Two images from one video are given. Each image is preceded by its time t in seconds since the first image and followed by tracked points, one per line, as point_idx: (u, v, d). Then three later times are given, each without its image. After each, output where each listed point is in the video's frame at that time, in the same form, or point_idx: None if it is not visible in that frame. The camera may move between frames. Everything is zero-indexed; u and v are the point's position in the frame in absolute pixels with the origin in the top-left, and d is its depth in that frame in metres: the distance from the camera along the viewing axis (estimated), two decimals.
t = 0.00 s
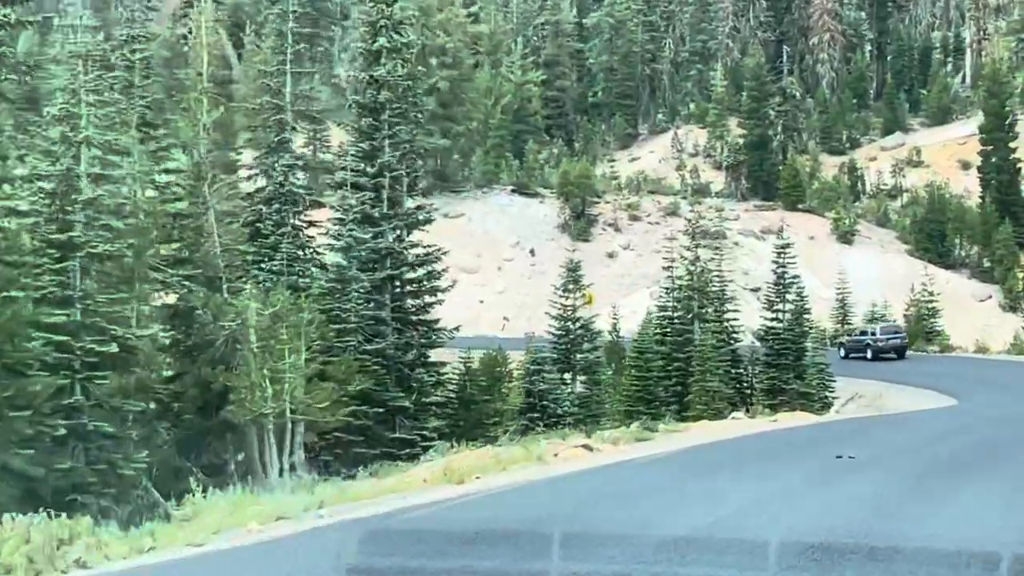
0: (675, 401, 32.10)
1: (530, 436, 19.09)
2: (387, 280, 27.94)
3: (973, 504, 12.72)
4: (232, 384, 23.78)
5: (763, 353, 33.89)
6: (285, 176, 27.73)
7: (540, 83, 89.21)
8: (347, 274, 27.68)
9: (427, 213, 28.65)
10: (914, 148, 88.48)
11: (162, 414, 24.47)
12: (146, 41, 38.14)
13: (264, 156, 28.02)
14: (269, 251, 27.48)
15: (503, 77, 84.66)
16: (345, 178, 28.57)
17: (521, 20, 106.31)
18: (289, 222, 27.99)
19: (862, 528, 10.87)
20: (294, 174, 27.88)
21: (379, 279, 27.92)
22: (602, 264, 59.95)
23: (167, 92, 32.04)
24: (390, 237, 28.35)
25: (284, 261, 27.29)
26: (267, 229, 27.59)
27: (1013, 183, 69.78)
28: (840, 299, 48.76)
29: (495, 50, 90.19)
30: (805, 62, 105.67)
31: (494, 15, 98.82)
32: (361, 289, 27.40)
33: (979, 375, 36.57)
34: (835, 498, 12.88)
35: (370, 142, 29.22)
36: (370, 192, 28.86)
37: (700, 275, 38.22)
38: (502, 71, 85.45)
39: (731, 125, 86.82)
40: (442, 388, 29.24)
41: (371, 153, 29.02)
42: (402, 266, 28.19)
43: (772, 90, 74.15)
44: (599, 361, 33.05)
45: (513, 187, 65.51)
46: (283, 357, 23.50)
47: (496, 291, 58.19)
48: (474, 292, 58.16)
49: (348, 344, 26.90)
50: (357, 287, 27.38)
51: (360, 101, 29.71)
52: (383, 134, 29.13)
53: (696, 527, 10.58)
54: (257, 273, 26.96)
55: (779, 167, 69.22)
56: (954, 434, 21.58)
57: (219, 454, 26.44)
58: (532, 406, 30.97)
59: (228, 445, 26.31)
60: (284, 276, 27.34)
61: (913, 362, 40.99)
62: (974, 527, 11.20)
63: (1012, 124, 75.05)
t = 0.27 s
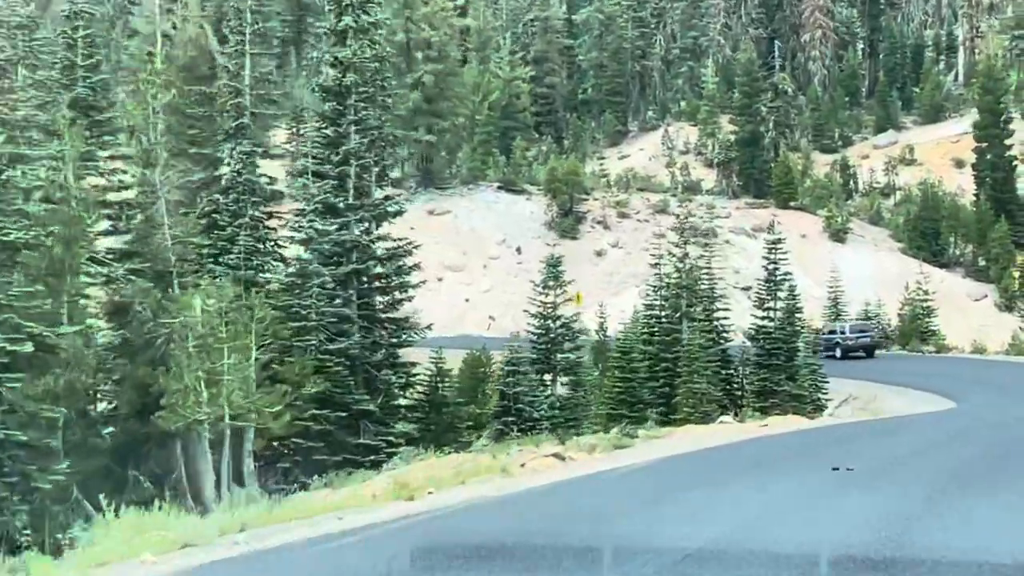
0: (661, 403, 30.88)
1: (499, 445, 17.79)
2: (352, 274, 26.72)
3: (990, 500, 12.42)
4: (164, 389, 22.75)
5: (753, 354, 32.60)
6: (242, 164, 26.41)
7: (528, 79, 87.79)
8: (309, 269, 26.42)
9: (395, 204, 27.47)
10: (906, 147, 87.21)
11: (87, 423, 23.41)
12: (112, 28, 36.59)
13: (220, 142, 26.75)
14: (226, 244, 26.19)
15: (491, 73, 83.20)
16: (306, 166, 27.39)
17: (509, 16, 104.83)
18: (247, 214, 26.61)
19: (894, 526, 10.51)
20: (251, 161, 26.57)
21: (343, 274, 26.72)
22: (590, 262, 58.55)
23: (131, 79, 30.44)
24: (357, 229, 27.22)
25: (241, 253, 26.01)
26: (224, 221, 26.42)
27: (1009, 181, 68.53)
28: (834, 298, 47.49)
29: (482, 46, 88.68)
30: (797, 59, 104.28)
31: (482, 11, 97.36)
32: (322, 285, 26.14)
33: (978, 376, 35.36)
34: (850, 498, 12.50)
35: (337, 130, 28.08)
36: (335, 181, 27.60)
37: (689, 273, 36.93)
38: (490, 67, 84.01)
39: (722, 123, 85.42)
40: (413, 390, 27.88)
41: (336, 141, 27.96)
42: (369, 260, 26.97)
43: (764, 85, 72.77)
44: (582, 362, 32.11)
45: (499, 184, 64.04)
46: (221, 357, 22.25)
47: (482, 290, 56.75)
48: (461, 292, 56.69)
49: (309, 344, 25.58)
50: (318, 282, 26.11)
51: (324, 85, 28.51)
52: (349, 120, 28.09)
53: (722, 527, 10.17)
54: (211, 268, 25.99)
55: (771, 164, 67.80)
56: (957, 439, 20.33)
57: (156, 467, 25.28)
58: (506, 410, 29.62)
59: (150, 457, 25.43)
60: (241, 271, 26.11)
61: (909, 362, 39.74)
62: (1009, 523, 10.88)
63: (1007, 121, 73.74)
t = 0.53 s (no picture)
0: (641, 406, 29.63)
1: (456, 453, 16.49)
2: (305, 268, 25.75)
3: (997, 497, 12.62)
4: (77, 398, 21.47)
5: (734, 355, 31.32)
6: (187, 151, 25.22)
7: (511, 76, 86.51)
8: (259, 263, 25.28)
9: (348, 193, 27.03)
10: (893, 146, 86.02)
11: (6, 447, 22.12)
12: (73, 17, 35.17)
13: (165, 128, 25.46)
14: (169, 236, 24.93)
15: (472, 69, 81.92)
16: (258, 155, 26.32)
17: (493, 13, 103.47)
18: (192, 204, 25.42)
19: (914, 526, 10.69)
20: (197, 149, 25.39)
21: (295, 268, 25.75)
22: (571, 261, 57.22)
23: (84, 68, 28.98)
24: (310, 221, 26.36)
25: (185, 247, 24.78)
26: (165, 213, 25.14)
27: (998, 180, 67.38)
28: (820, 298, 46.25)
29: (464, 42, 87.39)
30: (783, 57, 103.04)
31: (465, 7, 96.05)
32: (273, 280, 24.92)
33: (970, 377, 34.16)
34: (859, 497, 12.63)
35: (290, 113, 27.80)
36: (283, 166, 27.46)
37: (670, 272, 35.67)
38: (472, 64, 82.72)
39: (707, 121, 84.19)
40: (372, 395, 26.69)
41: (287, 128, 27.71)
42: (323, 254, 26.21)
43: (750, 82, 71.47)
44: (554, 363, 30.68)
45: (479, 181, 62.67)
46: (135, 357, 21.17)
47: (461, 291, 55.37)
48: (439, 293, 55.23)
49: (257, 344, 24.31)
50: (268, 276, 24.88)
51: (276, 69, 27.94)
52: (302, 102, 27.62)
53: (745, 529, 10.29)
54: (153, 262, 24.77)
55: (757, 162, 66.52)
56: (951, 447, 19.09)
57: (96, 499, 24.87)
58: (469, 414, 28.31)
59: (95, 453, 25.22)
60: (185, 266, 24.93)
61: (897, 363, 38.54)
62: (1013, 531, 10.52)
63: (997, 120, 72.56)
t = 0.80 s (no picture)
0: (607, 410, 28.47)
1: (398, 461, 15.17)
2: (241, 261, 24.54)
3: (995, 512, 11.63)
4: None
5: (708, 357, 30.06)
6: (113, 134, 23.94)
7: (485, 73, 85.03)
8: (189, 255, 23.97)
9: (289, 180, 25.37)
10: (874, 145, 84.85)
11: None
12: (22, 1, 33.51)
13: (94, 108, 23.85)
14: (92, 225, 23.51)
15: (446, 65, 80.37)
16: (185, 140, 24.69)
17: (468, 8, 101.91)
18: (119, 192, 24.03)
19: (920, 534, 10.33)
20: (122, 130, 24.03)
21: (231, 260, 24.47)
22: (546, 259, 55.87)
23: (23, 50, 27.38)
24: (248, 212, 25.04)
25: (110, 235, 23.35)
26: (90, 199, 23.70)
27: (980, 179, 66.27)
28: (799, 298, 45.01)
29: (437, 38, 85.88)
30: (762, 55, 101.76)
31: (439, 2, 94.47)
32: (205, 272, 23.67)
33: (955, 378, 32.93)
34: (874, 497, 12.71)
35: (227, 94, 25.65)
36: (219, 154, 25.35)
37: (643, 271, 34.41)
38: (446, 59, 81.18)
39: (685, 119, 82.83)
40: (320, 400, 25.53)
41: (226, 108, 25.58)
42: (262, 246, 24.99)
43: (729, 78, 70.22)
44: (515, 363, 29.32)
45: (452, 178, 61.28)
46: None
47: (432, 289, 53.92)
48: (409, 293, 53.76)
49: (185, 342, 22.97)
50: (200, 267, 23.57)
51: (210, 45, 25.76)
52: (241, 83, 25.41)
53: (769, 528, 10.41)
54: (76, 249, 23.14)
55: (735, 160, 65.18)
56: (936, 456, 17.86)
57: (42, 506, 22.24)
58: (419, 418, 27.03)
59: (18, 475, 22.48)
60: (110, 256, 23.48)
61: (878, 364, 37.30)
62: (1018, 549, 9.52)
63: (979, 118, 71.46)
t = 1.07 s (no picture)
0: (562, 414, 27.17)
1: (320, 472, 13.84)
2: (161, 252, 23.16)
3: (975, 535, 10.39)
4: None
5: (670, 357, 28.75)
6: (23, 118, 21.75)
7: (455, 68, 83.74)
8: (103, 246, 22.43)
9: (212, 165, 24.10)
10: (848, 143, 83.73)
11: None
12: None
13: None
14: None
15: (415, 59, 79.05)
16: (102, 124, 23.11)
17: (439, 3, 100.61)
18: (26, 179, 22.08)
19: (892, 560, 9.09)
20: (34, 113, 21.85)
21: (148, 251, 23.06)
22: (511, 257, 54.55)
23: None
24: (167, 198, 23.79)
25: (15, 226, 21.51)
26: None
27: (954, 178, 65.27)
28: (769, 298, 43.77)
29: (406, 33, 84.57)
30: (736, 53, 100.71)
31: None
32: (118, 264, 22.28)
33: (930, 380, 31.64)
34: (870, 498, 12.50)
35: (147, 71, 24.57)
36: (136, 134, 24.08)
37: (608, 266, 33.05)
38: (414, 54, 79.87)
39: (657, 116, 81.66)
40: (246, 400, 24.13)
41: (145, 86, 24.51)
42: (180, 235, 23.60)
43: (701, 73, 69.03)
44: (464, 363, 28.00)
45: (416, 174, 59.97)
46: None
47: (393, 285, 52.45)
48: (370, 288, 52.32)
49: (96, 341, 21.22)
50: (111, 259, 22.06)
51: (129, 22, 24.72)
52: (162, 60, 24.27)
53: (720, 551, 9.18)
54: None
55: (707, 157, 64.04)
56: (911, 465, 16.55)
57: None
58: (354, 423, 25.67)
59: None
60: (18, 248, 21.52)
61: (852, 365, 36.02)
62: None
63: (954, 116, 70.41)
